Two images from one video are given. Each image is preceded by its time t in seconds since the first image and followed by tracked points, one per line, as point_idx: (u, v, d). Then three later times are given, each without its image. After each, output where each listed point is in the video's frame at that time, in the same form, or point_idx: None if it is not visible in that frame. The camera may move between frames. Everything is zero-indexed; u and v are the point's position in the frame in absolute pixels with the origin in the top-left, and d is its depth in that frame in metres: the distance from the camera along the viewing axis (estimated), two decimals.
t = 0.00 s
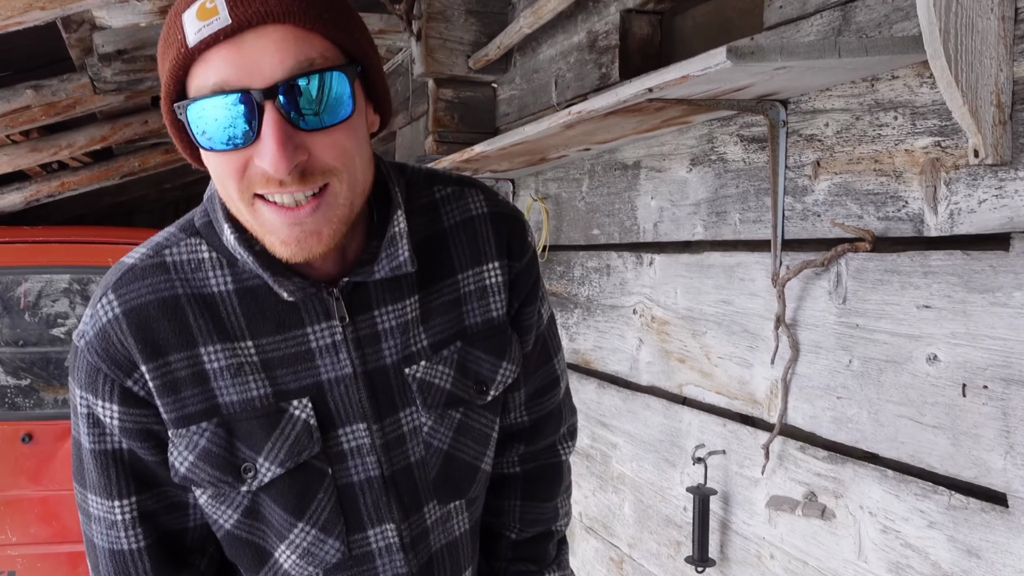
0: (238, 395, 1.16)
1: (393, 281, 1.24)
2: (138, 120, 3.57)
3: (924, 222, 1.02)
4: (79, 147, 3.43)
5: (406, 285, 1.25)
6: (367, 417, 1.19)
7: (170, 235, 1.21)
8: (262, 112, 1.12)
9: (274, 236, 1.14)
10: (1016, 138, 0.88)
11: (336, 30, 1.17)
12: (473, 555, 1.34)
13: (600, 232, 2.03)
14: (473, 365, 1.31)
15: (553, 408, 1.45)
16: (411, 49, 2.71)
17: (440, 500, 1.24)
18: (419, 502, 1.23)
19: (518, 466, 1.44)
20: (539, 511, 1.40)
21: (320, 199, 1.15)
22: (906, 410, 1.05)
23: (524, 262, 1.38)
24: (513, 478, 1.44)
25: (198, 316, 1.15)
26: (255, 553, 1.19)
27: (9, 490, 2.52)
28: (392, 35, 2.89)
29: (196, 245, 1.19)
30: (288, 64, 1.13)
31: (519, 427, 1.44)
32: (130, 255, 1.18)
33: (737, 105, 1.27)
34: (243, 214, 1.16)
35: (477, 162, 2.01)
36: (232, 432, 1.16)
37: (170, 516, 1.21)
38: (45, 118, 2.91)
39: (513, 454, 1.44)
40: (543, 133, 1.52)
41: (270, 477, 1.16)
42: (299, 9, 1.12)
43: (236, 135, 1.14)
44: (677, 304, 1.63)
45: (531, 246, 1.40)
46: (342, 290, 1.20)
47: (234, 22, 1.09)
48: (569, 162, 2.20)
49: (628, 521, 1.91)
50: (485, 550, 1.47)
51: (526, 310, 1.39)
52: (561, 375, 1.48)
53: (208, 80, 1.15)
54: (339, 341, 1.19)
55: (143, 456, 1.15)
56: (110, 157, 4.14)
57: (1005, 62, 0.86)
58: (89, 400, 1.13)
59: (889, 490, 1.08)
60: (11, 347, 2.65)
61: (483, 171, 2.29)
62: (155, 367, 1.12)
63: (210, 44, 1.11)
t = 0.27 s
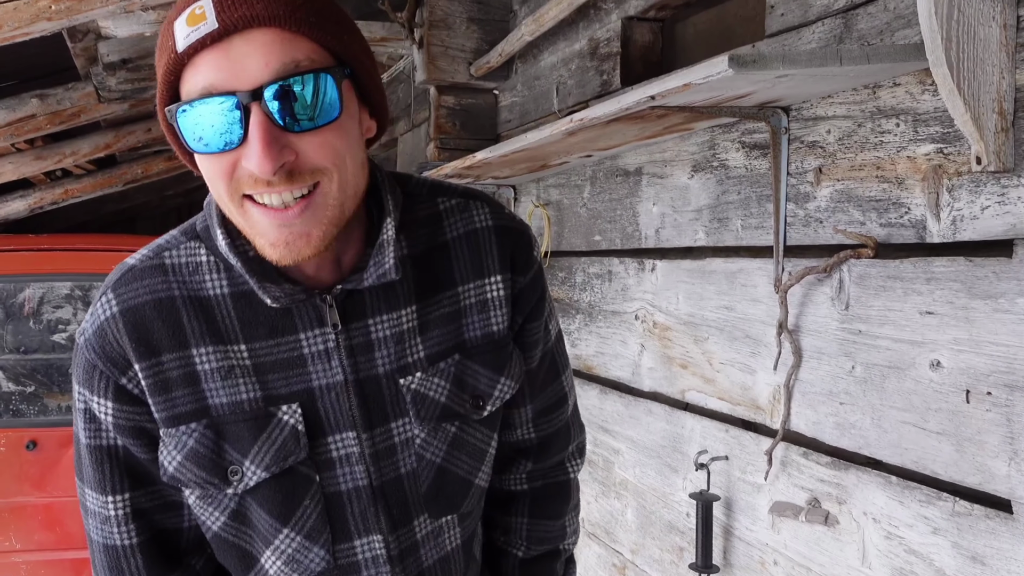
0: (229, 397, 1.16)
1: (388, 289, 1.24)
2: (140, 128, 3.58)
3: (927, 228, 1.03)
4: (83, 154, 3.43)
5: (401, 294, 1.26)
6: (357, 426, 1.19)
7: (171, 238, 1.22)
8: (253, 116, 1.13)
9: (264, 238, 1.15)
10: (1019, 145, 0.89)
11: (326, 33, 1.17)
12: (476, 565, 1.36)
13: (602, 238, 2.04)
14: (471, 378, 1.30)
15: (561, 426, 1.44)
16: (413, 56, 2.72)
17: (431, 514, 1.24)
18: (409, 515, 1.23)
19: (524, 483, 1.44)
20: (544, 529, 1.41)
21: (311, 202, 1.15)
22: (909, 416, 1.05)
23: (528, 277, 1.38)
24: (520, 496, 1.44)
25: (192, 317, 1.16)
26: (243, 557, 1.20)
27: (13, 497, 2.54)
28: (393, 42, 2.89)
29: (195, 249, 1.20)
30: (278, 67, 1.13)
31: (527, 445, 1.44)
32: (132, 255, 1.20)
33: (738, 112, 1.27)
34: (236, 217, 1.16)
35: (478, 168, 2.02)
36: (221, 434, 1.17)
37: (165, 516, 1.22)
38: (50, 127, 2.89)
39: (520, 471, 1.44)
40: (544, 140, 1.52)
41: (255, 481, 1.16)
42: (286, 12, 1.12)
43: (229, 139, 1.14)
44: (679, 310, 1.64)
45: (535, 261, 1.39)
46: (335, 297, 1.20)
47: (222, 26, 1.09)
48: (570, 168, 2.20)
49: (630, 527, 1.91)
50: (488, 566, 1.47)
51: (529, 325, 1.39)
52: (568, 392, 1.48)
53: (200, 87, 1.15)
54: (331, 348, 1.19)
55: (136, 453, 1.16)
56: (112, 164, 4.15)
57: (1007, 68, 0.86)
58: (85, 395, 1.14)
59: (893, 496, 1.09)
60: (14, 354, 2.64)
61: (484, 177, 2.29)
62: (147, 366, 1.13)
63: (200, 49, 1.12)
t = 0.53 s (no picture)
0: (238, 392, 1.17)
1: (399, 288, 1.25)
2: (142, 131, 3.59)
3: (926, 239, 1.03)
4: (84, 156, 3.43)
5: (412, 293, 1.26)
6: (365, 423, 1.19)
7: (184, 235, 1.24)
8: (271, 109, 1.13)
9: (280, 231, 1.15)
10: (1019, 157, 0.89)
11: (345, 29, 1.18)
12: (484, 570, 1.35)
13: (601, 245, 2.04)
14: (480, 379, 1.30)
15: (571, 430, 1.45)
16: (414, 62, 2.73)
17: (438, 515, 1.23)
18: (416, 515, 1.23)
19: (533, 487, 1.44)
20: (554, 535, 1.41)
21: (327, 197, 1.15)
22: (907, 426, 1.06)
23: (538, 279, 1.37)
24: (529, 500, 1.43)
25: (204, 312, 1.17)
26: (249, 553, 1.20)
27: (11, 498, 2.52)
28: (393, 48, 2.90)
29: (208, 245, 1.21)
30: (297, 62, 1.14)
31: (538, 449, 1.44)
32: (145, 252, 1.21)
33: (738, 121, 1.28)
34: (253, 210, 1.16)
35: (479, 175, 2.02)
36: (230, 429, 1.17)
37: (171, 512, 1.23)
38: (52, 129, 2.89)
39: (528, 475, 1.44)
40: (546, 147, 1.52)
41: (264, 477, 1.17)
42: (305, 8, 1.13)
43: (247, 133, 1.15)
44: (678, 318, 1.64)
45: (546, 263, 1.39)
46: (346, 294, 1.21)
47: (242, 20, 1.10)
48: (570, 175, 2.21)
49: (628, 534, 1.91)
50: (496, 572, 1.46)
51: (539, 328, 1.39)
52: (577, 398, 1.49)
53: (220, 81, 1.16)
54: (341, 346, 1.20)
55: (145, 447, 1.17)
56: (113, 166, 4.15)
57: (1008, 81, 0.87)
58: (96, 389, 1.16)
59: (891, 506, 1.09)
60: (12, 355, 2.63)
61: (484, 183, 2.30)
62: (158, 360, 1.14)
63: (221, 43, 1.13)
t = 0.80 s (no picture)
0: (248, 391, 1.17)
1: (412, 291, 1.24)
2: (144, 130, 3.61)
3: (929, 245, 1.03)
4: (86, 155, 3.43)
5: (425, 297, 1.26)
6: (374, 425, 1.19)
7: (198, 232, 1.23)
8: (298, 113, 1.13)
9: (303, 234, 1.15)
10: (1023, 164, 0.89)
11: (370, 33, 1.18)
12: (486, 575, 1.35)
13: (602, 248, 2.04)
14: (490, 385, 1.29)
15: (576, 437, 1.45)
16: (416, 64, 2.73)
17: (444, 518, 1.23)
18: (422, 518, 1.22)
19: (535, 492, 1.43)
20: (556, 539, 1.41)
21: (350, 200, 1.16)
22: (908, 432, 1.05)
23: (549, 286, 1.38)
24: (532, 505, 1.43)
25: (216, 311, 1.17)
26: (254, 553, 1.19)
27: (11, 496, 2.52)
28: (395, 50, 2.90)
29: (222, 243, 1.21)
30: (325, 66, 1.14)
31: (542, 454, 1.44)
32: (158, 247, 1.21)
33: (741, 125, 1.28)
34: (276, 212, 1.16)
35: (480, 177, 2.02)
36: (240, 427, 1.17)
37: (176, 509, 1.22)
38: (55, 128, 2.89)
39: (532, 480, 1.43)
40: (550, 150, 1.52)
41: (272, 476, 1.16)
42: (334, 12, 1.12)
43: (273, 136, 1.14)
44: (678, 322, 1.64)
45: (556, 271, 1.40)
46: (358, 295, 1.20)
47: (272, 23, 1.10)
48: (572, 178, 2.21)
49: (626, 538, 1.91)
50: None
51: (548, 335, 1.38)
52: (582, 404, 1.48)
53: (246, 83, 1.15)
54: (352, 347, 1.20)
55: (153, 444, 1.17)
56: (114, 165, 4.14)
57: (1012, 88, 0.87)
58: (106, 383, 1.16)
59: (892, 512, 1.09)
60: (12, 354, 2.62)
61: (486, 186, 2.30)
62: (169, 357, 1.14)
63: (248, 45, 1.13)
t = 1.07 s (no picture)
0: (249, 388, 1.18)
1: (411, 290, 1.25)
2: (149, 133, 3.62)
3: (930, 245, 1.03)
4: (92, 159, 3.44)
5: (424, 296, 1.26)
6: (373, 423, 1.20)
7: (201, 231, 1.25)
8: (309, 112, 1.14)
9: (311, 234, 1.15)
10: (1022, 165, 0.90)
11: (381, 36, 1.19)
12: None
13: (605, 249, 2.04)
14: (487, 383, 1.30)
15: (571, 439, 1.45)
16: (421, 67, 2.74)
17: (441, 516, 1.23)
18: (420, 516, 1.22)
19: (535, 503, 1.43)
20: (555, 550, 1.41)
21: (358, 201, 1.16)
22: (910, 432, 1.06)
23: (545, 286, 1.38)
24: (531, 516, 1.42)
25: (218, 308, 1.18)
26: (253, 549, 1.20)
27: (18, 497, 2.54)
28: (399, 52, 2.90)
29: (224, 242, 1.22)
30: (337, 66, 1.15)
31: (537, 459, 1.44)
32: (162, 246, 1.22)
33: (744, 127, 1.28)
34: (284, 212, 1.16)
35: (484, 179, 2.03)
36: (241, 424, 1.18)
37: (177, 506, 1.23)
38: (61, 131, 2.90)
39: (531, 489, 1.43)
40: (553, 151, 1.52)
41: (272, 472, 1.17)
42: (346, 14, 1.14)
43: (283, 135, 1.15)
44: (682, 322, 1.64)
45: (553, 271, 1.40)
46: (359, 294, 1.21)
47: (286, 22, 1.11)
48: (575, 180, 2.21)
49: (630, 538, 1.91)
50: None
51: (544, 334, 1.39)
52: (579, 408, 1.48)
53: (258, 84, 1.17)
54: (352, 346, 1.20)
55: (156, 440, 1.19)
56: (119, 168, 4.16)
57: (1012, 89, 0.88)
58: (109, 381, 1.18)
59: (894, 512, 1.09)
60: (19, 355, 2.63)
61: (489, 187, 2.31)
62: (171, 354, 1.15)
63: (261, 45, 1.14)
